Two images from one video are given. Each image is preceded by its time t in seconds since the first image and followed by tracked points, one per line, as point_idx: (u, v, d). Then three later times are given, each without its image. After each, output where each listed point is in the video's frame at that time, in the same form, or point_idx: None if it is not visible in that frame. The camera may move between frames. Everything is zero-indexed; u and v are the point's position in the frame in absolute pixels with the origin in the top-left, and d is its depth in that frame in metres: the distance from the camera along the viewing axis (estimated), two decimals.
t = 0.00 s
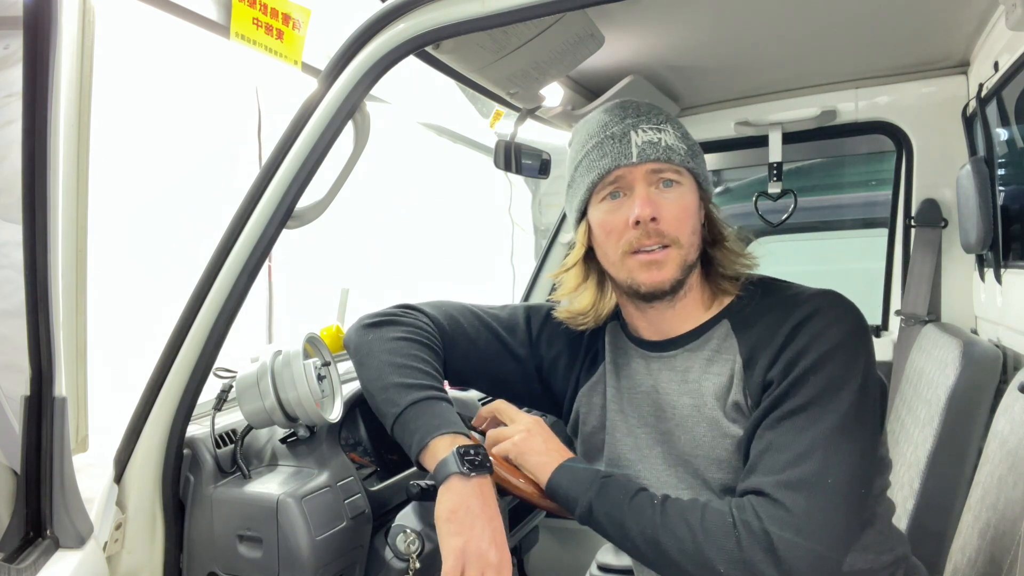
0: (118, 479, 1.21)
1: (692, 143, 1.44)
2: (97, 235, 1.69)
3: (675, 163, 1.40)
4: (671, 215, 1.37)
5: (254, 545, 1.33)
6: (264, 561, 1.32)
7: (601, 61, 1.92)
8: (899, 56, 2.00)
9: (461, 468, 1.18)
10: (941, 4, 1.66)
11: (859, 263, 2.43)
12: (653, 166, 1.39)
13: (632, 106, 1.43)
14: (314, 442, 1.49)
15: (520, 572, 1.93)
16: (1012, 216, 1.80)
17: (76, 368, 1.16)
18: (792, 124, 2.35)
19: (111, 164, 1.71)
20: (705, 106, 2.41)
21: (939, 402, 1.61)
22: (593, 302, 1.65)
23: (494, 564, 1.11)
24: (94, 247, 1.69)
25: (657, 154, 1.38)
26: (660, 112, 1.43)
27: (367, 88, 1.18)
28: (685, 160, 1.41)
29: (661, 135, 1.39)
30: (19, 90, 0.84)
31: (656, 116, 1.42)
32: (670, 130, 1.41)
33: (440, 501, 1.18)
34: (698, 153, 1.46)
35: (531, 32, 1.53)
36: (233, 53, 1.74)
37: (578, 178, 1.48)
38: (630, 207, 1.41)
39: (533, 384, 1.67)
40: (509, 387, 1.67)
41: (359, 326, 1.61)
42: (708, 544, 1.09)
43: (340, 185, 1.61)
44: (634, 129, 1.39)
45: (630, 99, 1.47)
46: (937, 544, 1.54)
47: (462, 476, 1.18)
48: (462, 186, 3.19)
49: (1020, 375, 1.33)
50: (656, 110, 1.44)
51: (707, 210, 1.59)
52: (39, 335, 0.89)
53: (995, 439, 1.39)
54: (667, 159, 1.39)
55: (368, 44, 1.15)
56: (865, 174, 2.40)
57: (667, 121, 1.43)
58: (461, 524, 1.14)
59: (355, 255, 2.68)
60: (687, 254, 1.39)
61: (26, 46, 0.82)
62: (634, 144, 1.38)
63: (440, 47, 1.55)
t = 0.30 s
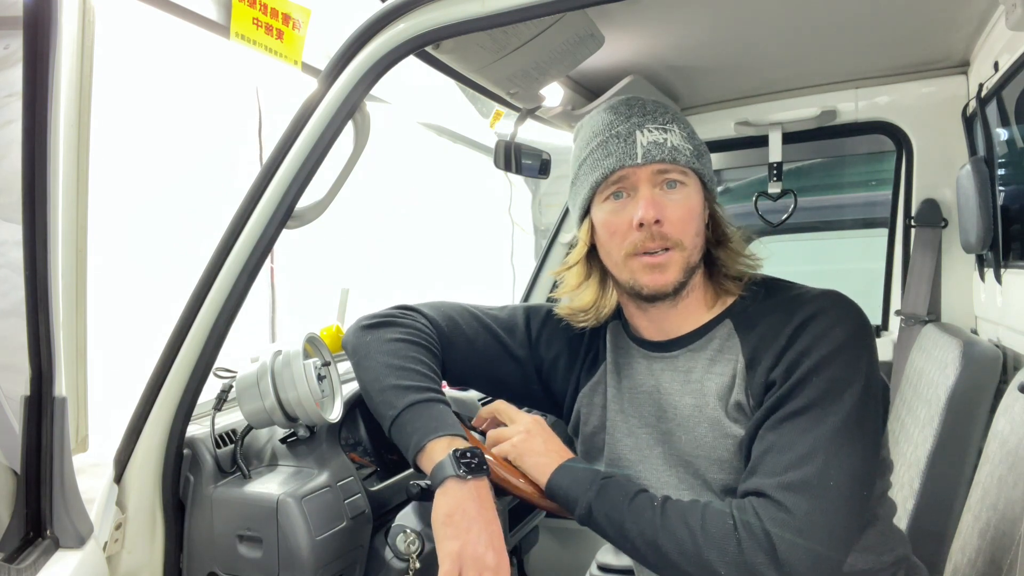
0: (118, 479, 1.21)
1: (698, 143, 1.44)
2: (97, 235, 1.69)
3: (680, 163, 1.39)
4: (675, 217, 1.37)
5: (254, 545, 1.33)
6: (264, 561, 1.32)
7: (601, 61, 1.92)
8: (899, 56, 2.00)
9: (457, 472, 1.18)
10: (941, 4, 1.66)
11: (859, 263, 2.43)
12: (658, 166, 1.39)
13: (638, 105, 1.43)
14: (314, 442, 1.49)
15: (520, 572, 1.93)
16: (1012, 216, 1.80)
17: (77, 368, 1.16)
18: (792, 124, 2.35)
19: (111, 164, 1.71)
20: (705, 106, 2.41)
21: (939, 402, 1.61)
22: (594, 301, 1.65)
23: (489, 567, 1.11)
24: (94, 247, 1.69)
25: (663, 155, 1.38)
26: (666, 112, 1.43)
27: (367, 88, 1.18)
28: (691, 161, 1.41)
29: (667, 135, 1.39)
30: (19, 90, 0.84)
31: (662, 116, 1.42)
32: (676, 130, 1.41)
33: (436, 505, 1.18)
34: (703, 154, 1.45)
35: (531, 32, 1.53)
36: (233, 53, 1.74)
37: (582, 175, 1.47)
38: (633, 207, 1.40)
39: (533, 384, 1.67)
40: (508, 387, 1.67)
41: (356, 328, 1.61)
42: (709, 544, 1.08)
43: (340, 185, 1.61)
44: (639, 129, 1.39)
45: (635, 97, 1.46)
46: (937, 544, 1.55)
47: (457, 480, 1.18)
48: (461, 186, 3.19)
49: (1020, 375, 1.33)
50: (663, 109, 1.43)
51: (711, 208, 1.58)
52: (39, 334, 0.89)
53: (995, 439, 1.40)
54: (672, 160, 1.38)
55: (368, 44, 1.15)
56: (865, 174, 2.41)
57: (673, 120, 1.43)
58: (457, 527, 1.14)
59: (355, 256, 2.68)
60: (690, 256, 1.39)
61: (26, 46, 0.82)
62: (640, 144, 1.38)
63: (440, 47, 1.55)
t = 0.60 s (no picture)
0: (118, 479, 1.21)
1: (724, 146, 1.45)
2: (97, 235, 1.70)
3: (706, 162, 1.40)
4: (695, 215, 1.37)
5: (254, 544, 1.34)
6: (265, 561, 1.32)
7: (601, 61, 1.92)
8: (899, 56, 2.00)
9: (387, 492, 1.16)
10: (941, 5, 1.67)
11: (860, 263, 2.43)
12: (684, 163, 1.39)
13: (667, 100, 1.43)
14: (314, 442, 1.49)
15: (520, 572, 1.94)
16: (1012, 216, 1.80)
17: (77, 368, 1.16)
18: (792, 124, 2.35)
19: (111, 163, 1.71)
20: (705, 106, 2.41)
21: (939, 402, 1.61)
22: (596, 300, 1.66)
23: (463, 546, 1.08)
24: (94, 247, 1.69)
25: (689, 152, 1.38)
26: (697, 110, 1.43)
27: (368, 88, 1.18)
28: (715, 161, 1.41)
29: (694, 132, 1.39)
30: (19, 90, 0.84)
31: (691, 114, 1.42)
32: (703, 128, 1.42)
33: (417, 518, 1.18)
34: (728, 155, 1.46)
35: (531, 32, 1.53)
36: (233, 53, 1.74)
37: (604, 164, 1.47)
38: (654, 202, 1.40)
39: (533, 383, 1.67)
40: (508, 387, 1.67)
41: (352, 332, 1.62)
42: (711, 545, 1.08)
43: (340, 185, 1.61)
44: (667, 123, 1.39)
45: (664, 92, 1.47)
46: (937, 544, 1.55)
47: (392, 471, 1.15)
48: (461, 186, 3.19)
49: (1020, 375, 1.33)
50: (691, 106, 1.44)
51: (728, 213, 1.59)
52: (39, 335, 0.89)
53: (995, 439, 1.40)
54: (698, 157, 1.39)
55: (368, 44, 1.15)
56: (865, 174, 2.41)
57: (701, 118, 1.43)
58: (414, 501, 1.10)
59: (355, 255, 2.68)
60: (708, 255, 1.38)
61: (26, 46, 0.82)
62: (667, 138, 1.38)
63: (440, 47, 1.55)
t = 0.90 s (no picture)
0: (118, 479, 1.21)
1: (743, 155, 1.44)
2: (97, 235, 1.70)
3: (724, 171, 1.38)
4: (706, 224, 1.36)
5: (254, 545, 1.34)
6: (264, 561, 1.32)
7: (601, 61, 1.92)
8: (899, 56, 2.00)
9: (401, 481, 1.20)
10: (941, 5, 1.67)
11: (860, 263, 2.43)
12: (702, 169, 1.37)
13: (694, 100, 1.41)
14: (314, 442, 1.49)
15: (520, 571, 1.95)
16: (1012, 216, 1.80)
17: (77, 368, 1.16)
18: (792, 124, 2.35)
19: (111, 163, 1.71)
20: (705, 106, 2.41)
21: (939, 402, 1.61)
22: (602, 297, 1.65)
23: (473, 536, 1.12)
24: (94, 247, 1.69)
25: (710, 158, 1.36)
26: (722, 115, 1.42)
27: (368, 88, 1.18)
28: (733, 169, 1.40)
29: (717, 139, 1.38)
30: (19, 90, 0.84)
31: (716, 118, 1.40)
32: (726, 135, 1.40)
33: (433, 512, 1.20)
34: (745, 164, 1.45)
35: (532, 32, 1.53)
36: (233, 53, 1.74)
37: (621, 158, 1.44)
38: (666, 206, 1.39)
39: (533, 381, 1.67)
40: (508, 386, 1.67)
41: (353, 331, 1.62)
42: (711, 545, 1.08)
43: (340, 185, 1.61)
44: (691, 127, 1.37)
45: (691, 91, 1.44)
46: (937, 544, 1.54)
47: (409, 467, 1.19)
48: (461, 186, 3.20)
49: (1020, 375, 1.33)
50: (717, 110, 1.41)
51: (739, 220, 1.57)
52: (39, 335, 0.89)
53: (995, 439, 1.40)
54: (717, 166, 1.37)
55: (367, 44, 1.15)
56: (865, 174, 2.41)
57: (725, 124, 1.41)
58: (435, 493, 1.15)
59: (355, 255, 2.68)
60: (713, 265, 1.38)
61: (25, 46, 0.82)
62: (689, 142, 1.36)
63: (440, 47, 1.55)
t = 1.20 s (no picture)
0: (118, 479, 1.21)
1: (725, 146, 1.45)
2: (97, 234, 1.70)
3: (709, 163, 1.40)
4: (698, 217, 1.38)
5: (254, 545, 1.34)
6: (264, 561, 1.32)
7: (601, 61, 1.92)
8: (899, 56, 2.00)
9: (419, 477, 1.18)
10: (941, 4, 1.66)
11: (860, 263, 2.43)
12: (687, 164, 1.39)
13: (669, 100, 1.44)
14: (314, 442, 1.49)
15: (520, 571, 1.95)
16: (1012, 216, 1.80)
17: (77, 368, 1.16)
18: (792, 124, 2.35)
19: (111, 163, 1.71)
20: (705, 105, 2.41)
21: (939, 402, 1.61)
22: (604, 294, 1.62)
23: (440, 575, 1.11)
24: (94, 246, 1.69)
25: (692, 152, 1.38)
26: (699, 109, 1.44)
27: (368, 88, 1.18)
28: (717, 161, 1.42)
29: (697, 132, 1.39)
30: (19, 90, 0.84)
31: (694, 113, 1.42)
32: (705, 128, 1.41)
33: (395, 506, 1.17)
34: (729, 155, 1.46)
35: (532, 32, 1.53)
36: (234, 53, 1.74)
37: (605, 166, 1.46)
38: (657, 205, 1.40)
39: (533, 384, 1.67)
40: (509, 388, 1.67)
41: (354, 330, 1.61)
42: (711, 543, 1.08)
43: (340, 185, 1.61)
44: (670, 124, 1.39)
45: (666, 92, 1.46)
46: (937, 544, 1.54)
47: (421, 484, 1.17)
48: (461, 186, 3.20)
49: (1020, 375, 1.33)
50: (693, 107, 1.43)
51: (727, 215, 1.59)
52: (39, 335, 0.89)
53: (995, 439, 1.40)
54: (701, 159, 1.38)
55: (367, 44, 1.15)
56: (865, 174, 2.41)
57: (703, 118, 1.43)
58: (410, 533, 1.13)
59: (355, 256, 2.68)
60: (709, 257, 1.39)
61: (26, 46, 0.82)
62: (669, 139, 1.38)
63: (440, 47, 1.55)
